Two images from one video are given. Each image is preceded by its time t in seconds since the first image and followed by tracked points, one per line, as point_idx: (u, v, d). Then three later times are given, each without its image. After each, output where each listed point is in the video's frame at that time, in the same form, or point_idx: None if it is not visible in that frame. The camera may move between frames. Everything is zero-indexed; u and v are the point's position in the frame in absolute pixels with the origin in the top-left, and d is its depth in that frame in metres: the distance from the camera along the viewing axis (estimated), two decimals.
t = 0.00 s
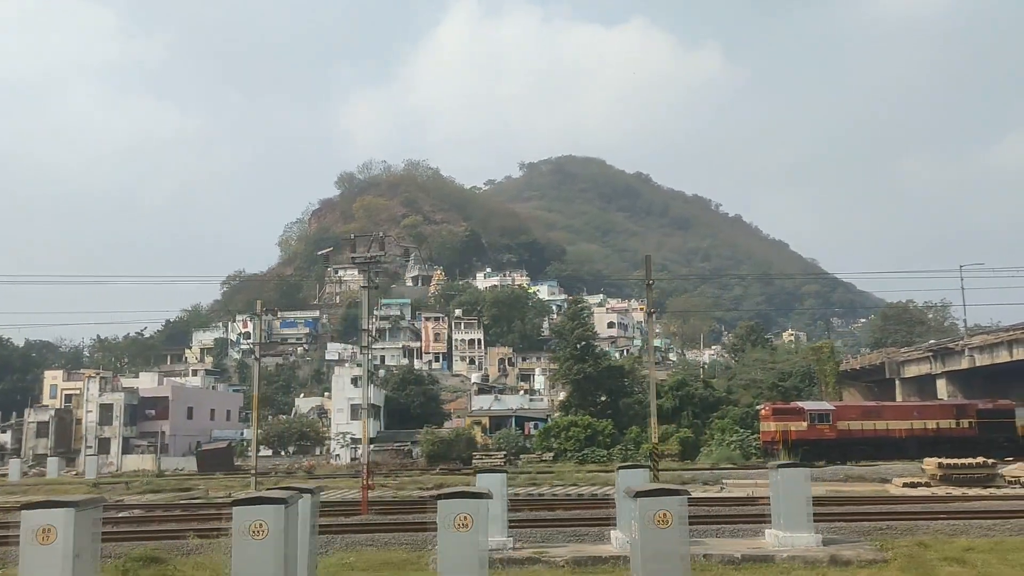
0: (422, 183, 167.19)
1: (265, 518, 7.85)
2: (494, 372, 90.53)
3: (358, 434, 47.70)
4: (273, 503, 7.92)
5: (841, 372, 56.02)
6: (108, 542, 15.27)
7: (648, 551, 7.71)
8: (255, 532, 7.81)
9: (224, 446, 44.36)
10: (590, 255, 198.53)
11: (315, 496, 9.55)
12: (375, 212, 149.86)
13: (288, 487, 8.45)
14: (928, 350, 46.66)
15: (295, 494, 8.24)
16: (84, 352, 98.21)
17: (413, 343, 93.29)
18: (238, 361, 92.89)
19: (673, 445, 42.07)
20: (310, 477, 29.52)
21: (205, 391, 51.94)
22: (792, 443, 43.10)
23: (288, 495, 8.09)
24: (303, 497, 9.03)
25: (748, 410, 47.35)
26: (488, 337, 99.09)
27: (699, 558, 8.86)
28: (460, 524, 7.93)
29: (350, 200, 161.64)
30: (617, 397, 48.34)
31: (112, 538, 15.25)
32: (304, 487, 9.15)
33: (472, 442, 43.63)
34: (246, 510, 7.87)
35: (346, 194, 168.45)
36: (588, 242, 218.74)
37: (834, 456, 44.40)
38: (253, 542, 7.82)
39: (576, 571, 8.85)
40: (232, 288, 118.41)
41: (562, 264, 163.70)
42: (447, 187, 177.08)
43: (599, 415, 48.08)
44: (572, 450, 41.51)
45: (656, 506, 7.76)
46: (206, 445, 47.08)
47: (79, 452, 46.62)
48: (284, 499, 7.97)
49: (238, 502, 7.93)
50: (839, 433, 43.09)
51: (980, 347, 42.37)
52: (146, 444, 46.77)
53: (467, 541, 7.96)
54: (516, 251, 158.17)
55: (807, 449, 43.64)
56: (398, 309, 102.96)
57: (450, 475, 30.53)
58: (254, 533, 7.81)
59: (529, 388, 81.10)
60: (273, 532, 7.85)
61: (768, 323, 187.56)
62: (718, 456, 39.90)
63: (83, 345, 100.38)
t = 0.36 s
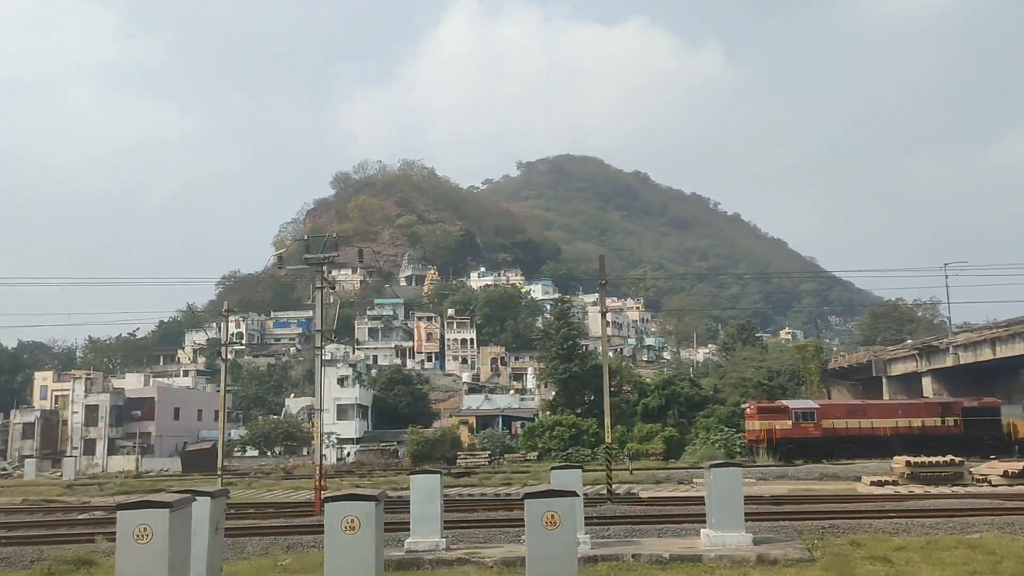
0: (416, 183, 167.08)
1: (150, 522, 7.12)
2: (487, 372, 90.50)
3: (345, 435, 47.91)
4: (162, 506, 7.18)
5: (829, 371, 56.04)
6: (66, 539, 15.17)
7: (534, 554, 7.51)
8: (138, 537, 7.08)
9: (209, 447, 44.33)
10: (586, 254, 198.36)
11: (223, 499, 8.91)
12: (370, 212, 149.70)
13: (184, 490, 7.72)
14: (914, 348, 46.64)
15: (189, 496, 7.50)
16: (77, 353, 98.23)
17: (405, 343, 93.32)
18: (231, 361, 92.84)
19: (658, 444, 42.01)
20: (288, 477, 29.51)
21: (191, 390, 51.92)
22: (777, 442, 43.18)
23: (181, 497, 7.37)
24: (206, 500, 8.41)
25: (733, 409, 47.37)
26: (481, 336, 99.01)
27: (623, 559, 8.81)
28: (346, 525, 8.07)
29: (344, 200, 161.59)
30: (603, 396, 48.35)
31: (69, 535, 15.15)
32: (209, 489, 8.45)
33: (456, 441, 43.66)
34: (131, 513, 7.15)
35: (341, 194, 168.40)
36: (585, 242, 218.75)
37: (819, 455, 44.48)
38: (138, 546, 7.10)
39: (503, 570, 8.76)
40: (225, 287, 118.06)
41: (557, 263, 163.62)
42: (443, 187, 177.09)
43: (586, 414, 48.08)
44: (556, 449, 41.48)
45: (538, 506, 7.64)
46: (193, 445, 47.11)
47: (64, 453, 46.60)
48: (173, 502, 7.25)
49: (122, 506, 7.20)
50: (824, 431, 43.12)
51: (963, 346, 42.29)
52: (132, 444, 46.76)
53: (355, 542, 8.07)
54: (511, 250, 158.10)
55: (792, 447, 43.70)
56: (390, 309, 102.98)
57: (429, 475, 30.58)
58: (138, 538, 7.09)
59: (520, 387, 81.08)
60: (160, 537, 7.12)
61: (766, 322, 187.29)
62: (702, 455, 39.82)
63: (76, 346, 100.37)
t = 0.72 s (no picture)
0: (409, 179, 166.99)
1: (34, 524, 6.75)
2: (478, 368, 90.51)
3: (330, 433, 47.99)
4: (48, 507, 6.86)
5: (816, 365, 56.10)
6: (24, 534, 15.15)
7: (426, 553, 7.16)
8: (23, 539, 6.72)
9: (194, 445, 44.31)
10: (581, 249, 198.24)
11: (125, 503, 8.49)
12: (362, 208, 149.49)
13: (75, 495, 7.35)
14: (898, 342, 46.67)
15: (80, 499, 7.19)
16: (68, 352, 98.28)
17: (397, 339, 93.38)
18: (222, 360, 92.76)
19: (642, 438, 41.94)
20: (265, 474, 29.46)
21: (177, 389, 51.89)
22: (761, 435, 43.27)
23: (68, 499, 7.03)
24: (103, 504, 8.00)
25: (718, 403, 47.32)
26: (472, 332, 98.99)
27: (552, 556, 8.82)
28: (235, 526, 7.63)
29: (338, 197, 161.51)
30: (588, 392, 48.38)
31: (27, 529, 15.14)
32: (106, 493, 8.04)
33: (440, 438, 43.71)
34: (17, 517, 6.76)
35: (335, 191, 168.32)
36: (580, 237, 218.70)
37: (803, 449, 44.56)
38: (23, 548, 6.73)
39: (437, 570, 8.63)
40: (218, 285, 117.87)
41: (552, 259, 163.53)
42: (436, 183, 177.15)
43: (572, 410, 48.11)
44: (540, 445, 41.54)
45: (427, 508, 7.28)
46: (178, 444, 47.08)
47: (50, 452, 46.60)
48: (59, 504, 6.91)
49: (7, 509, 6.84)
50: (807, 424, 43.20)
51: (946, 339, 42.31)
52: (117, 443, 46.79)
53: (245, 546, 7.61)
54: (505, 246, 158.01)
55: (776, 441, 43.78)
56: (383, 306, 102.97)
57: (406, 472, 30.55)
58: (22, 541, 6.72)
59: (511, 383, 81.09)
60: (43, 537, 6.75)
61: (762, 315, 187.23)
62: (685, 449, 39.73)
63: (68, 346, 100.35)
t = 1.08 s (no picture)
0: (402, 171, 166.73)
1: None
2: (471, 359, 90.42)
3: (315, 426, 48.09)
4: None
5: (803, 353, 56.14)
6: None
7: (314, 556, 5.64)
8: None
9: (179, 439, 44.15)
10: (576, 240, 197.95)
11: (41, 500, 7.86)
12: (355, 200, 149.23)
13: None
14: (883, 330, 46.67)
15: None
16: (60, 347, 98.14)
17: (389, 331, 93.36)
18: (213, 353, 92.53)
19: (626, 428, 41.87)
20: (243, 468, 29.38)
21: (164, 383, 51.86)
22: (746, 424, 43.32)
23: None
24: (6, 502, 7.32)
25: (704, 393, 47.23)
26: (465, 324, 98.90)
27: (483, 549, 8.76)
28: (121, 525, 6.59)
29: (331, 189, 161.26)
30: (575, 382, 48.37)
31: None
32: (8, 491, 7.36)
33: (426, 430, 43.70)
34: None
35: (328, 183, 168.04)
36: (575, 227, 218.52)
37: (789, 437, 44.61)
38: None
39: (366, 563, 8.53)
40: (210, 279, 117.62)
41: (546, 250, 163.30)
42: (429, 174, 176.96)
43: (558, 400, 48.13)
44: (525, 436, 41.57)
45: (318, 500, 5.71)
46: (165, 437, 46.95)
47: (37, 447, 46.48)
48: None
49: None
50: (792, 413, 43.24)
51: (929, 327, 42.20)
52: (103, 438, 46.75)
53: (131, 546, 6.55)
54: (498, 237, 157.75)
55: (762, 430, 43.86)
56: (375, 298, 102.85)
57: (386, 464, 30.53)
58: None
59: (503, 374, 81.04)
60: None
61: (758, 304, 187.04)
62: (669, 439, 39.66)
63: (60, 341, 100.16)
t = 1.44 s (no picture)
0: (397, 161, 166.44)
1: None
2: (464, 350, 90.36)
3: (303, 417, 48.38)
4: None
5: (792, 340, 56.16)
6: None
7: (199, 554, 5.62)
8: None
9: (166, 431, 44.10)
10: (573, 228, 197.69)
11: None
12: (349, 190, 149.00)
13: None
14: (870, 317, 46.67)
15: None
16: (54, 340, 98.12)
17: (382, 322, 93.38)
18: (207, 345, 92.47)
19: (612, 417, 41.88)
20: (224, 461, 29.40)
21: (153, 376, 51.95)
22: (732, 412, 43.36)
23: None
24: None
25: (691, 381, 47.22)
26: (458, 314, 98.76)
27: (417, 541, 8.75)
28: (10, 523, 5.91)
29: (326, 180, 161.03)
30: (562, 371, 48.40)
31: None
32: None
33: (413, 420, 43.72)
34: None
35: (323, 174, 167.82)
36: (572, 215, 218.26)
37: (775, 425, 44.66)
38: None
39: (297, 557, 8.55)
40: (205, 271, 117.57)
41: (541, 239, 163.06)
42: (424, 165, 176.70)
43: (546, 389, 48.18)
44: (511, 425, 41.59)
45: (207, 499, 5.70)
46: (153, 429, 47.08)
47: (25, 441, 46.62)
48: None
49: None
50: (779, 401, 43.29)
51: (914, 313, 42.17)
52: (91, 431, 46.82)
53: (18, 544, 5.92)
54: (494, 227, 157.51)
55: (748, 418, 43.93)
56: (368, 288, 102.77)
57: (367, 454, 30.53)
58: None
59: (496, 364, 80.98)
60: None
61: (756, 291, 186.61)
62: (654, 427, 39.67)
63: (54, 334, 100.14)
